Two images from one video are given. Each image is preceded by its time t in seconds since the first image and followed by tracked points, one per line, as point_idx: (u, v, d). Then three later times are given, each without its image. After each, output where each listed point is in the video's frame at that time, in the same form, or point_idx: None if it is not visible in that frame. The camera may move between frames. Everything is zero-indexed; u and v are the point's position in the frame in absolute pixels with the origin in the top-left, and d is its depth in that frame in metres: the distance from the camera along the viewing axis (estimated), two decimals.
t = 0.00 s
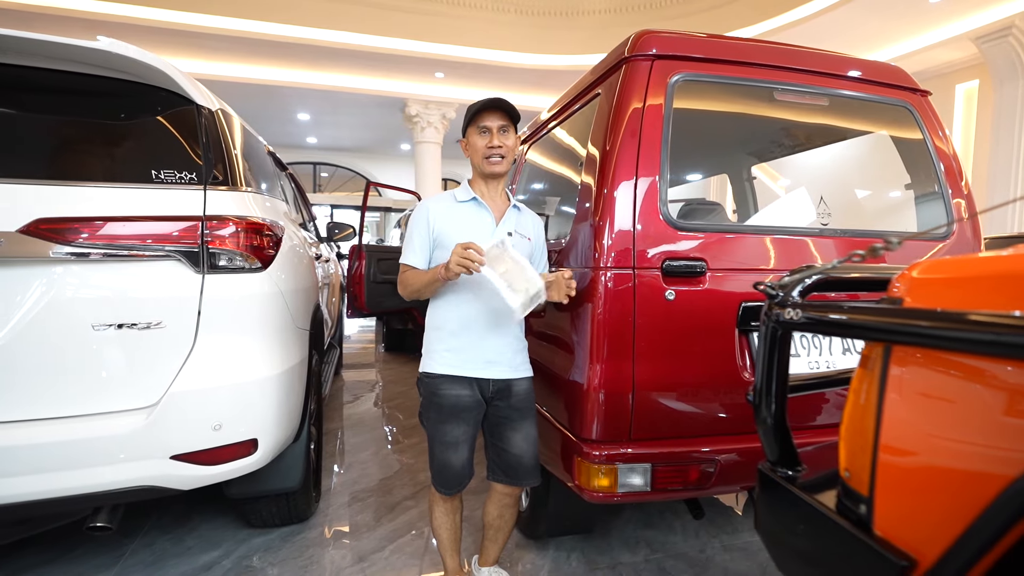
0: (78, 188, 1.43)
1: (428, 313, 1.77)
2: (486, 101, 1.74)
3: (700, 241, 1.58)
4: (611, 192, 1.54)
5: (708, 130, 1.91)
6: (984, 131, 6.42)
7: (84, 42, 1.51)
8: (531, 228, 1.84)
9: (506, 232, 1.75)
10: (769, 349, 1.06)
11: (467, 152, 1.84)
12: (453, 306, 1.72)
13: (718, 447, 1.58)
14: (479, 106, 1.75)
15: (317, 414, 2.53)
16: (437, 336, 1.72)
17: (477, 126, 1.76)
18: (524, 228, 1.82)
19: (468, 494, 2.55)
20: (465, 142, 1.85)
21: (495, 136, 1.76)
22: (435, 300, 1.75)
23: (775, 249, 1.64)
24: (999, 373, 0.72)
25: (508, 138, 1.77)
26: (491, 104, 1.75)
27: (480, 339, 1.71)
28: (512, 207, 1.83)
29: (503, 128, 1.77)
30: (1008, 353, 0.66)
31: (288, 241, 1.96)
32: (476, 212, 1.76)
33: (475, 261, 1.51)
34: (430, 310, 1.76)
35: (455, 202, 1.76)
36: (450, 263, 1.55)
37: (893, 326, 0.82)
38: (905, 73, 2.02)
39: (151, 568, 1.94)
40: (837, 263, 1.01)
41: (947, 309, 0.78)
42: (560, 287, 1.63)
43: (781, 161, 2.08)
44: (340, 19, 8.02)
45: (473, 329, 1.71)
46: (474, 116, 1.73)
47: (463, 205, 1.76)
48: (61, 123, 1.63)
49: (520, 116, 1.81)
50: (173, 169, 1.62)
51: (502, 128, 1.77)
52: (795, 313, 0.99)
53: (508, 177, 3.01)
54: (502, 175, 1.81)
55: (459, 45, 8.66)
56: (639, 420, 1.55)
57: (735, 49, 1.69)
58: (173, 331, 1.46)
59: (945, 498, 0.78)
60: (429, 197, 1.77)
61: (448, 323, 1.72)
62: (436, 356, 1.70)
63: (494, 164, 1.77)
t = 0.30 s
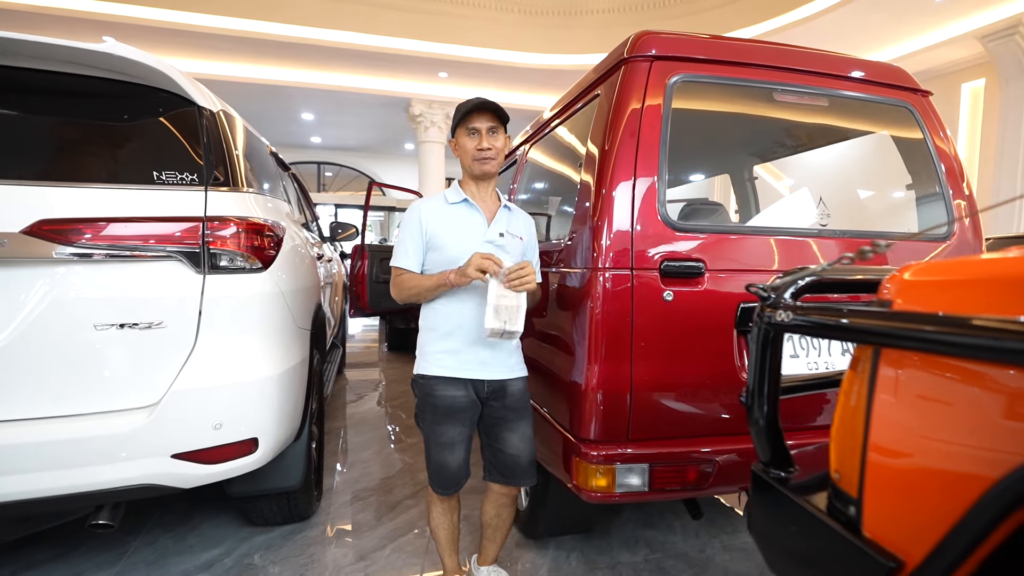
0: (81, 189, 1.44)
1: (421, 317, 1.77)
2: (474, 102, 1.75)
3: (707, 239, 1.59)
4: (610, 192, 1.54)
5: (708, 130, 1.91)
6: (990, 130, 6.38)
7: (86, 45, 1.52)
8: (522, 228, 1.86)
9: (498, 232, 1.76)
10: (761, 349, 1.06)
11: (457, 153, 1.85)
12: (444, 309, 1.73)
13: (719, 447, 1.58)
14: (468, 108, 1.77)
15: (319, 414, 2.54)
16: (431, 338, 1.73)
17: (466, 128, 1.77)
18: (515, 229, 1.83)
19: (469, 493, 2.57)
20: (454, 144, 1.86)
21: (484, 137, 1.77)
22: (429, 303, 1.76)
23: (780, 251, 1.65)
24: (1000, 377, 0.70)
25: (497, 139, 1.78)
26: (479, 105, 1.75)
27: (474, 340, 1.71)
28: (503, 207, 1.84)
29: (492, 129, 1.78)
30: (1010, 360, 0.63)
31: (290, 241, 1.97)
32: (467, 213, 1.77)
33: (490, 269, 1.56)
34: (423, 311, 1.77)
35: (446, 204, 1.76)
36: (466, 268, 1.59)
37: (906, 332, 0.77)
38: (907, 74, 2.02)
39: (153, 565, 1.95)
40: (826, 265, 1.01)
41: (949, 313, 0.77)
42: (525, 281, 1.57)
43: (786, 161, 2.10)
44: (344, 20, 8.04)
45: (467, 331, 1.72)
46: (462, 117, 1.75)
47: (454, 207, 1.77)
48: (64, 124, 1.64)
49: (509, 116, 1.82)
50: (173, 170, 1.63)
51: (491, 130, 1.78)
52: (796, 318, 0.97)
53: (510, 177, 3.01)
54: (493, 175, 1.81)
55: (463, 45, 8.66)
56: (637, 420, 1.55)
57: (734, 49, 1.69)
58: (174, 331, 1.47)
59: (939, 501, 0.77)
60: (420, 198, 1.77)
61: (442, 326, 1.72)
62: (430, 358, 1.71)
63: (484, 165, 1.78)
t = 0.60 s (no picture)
0: (86, 190, 1.46)
1: (415, 320, 1.79)
2: (488, 112, 1.71)
3: (710, 240, 1.59)
4: (610, 192, 1.54)
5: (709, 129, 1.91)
6: (1000, 128, 6.31)
7: (91, 47, 1.54)
8: (512, 225, 1.88)
9: (490, 232, 1.78)
10: (754, 351, 1.07)
11: (451, 152, 1.81)
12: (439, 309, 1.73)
13: (721, 448, 1.58)
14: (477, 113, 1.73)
15: (322, 412, 2.55)
16: (425, 338, 1.73)
17: (469, 134, 1.73)
18: (506, 227, 1.86)
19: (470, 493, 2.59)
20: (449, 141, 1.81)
21: (486, 147, 1.76)
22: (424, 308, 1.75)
23: (784, 250, 1.64)
24: (1002, 380, 0.68)
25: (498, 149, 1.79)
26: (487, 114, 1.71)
27: (468, 338, 1.71)
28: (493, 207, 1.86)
29: (494, 138, 1.77)
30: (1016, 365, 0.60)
31: (293, 241, 1.99)
32: (458, 215, 1.78)
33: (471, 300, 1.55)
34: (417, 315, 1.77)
35: (436, 207, 1.76)
36: (450, 291, 1.58)
37: (915, 335, 0.73)
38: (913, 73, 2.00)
39: (157, 562, 1.97)
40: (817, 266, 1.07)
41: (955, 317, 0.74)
42: (534, 274, 1.58)
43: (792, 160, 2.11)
44: (350, 20, 8.07)
45: (461, 329, 1.72)
46: (473, 126, 1.71)
47: (444, 209, 1.77)
48: (70, 125, 1.66)
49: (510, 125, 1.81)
50: (176, 170, 1.64)
51: (492, 139, 1.77)
52: (796, 321, 0.95)
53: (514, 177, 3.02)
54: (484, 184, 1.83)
55: (468, 45, 8.67)
56: (636, 419, 1.55)
57: (735, 49, 1.68)
58: (177, 330, 1.49)
59: (934, 504, 0.77)
60: (410, 202, 1.77)
61: (437, 325, 1.73)
62: (425, 358, 1.71)
63: (481, 173, 1.78)
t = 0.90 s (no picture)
0: (93, 190, 1.48)
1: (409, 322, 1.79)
2: (498, 124, 1.72)
3: (716, 239, 1.58)
4: (612, 191, 1.53)
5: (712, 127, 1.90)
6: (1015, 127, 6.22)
7: (99, 48, 1.56)
8: (504, 224, 1.93)
9: (488, 235, 1.81)
10: (752, 350, 1.07)
11: (452, 154, 1.80)
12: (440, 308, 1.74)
13: (725, 449, 1.57)
14: (485, 121, 1.72)
15: (328, 411, 2.57)
16: (425, 339, 1.73)
17: (476, 142, 1.73)
18: (499, 225, 1.90)
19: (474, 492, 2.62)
20: (449, 141, 1.79)
21: (491, 155, 1.78)
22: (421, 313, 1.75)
23: (794, 250, 1.63)
24: (1011, 382, 0.66)
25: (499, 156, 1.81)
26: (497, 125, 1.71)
27: (470, 334, 1.73)
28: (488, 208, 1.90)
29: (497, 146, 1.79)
30: None
31: (298, 241, 2.00)
32: (456, 219, 1.79)
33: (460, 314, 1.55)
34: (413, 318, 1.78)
35: (434, 211, 1.77)
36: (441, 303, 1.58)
37: (921, 336, 0.70)
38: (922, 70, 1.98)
39: (164, 558, 1.99)
40: (815, 265, 1.10)
41: (968, 317, 0.72)
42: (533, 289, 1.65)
43: (801, 158, 2.11)
44: (357, 21, 8.12)
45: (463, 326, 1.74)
46: (481, 136, 1.71)
47: (442, 214, 1.78)
48: (78, 126, 1.68)
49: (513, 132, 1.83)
50: (181, 171, 1.66)
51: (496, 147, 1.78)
52: (803, 320, 0.92)
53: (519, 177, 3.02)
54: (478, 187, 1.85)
55: (475, 45, 8.69)
56: (638, 419, 1.54)
57: (739, 47, 1.67)
58: (181, 328, 1.50)
59: (936, 507, 0.75)
60: (405, 206, 1.76)
61: (438, 323, 1.73)
62: (426, 357, 1.71)
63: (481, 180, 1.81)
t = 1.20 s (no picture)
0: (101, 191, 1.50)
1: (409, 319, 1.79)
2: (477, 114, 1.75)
3: (723, 239, 1.57)
4: (616, 190, 1.53)
5: (717, 126, 1.89)
6: None
7: (107, 50, 1.58)
8: (504, 225, 1.96)
9: (490, 233, 1.84)
10: (753, 352, 1.06)
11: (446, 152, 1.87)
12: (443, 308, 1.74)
13: (732, 451, 1.56)
14: (468, 113, 1.76)
15: (333, 410, 2.58)
16: (429, 336, 1.73)
17: (457, 134, 1.78)
18: (501, 225, 1.94)
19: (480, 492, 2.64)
20: (443, 138, 1.86)
21: (475, 147, 1.80)
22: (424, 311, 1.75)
23: (801, 250, 1.62)
24: (1021, 385, 0.64)
25: (487, 149, 1.82)
26: (474, 115, 1.75)
27: (473, 332, 1.74)
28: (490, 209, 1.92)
29: (483, 139, 1.80)
30: None
31: (304, 241, 2.01)
32: (461, 216, 1.81)
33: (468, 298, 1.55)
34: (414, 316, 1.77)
35: (439, 207, 1.78)
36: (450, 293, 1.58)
37: (931, 337, 0.69)
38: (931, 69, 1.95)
39: (170, 555, 2.01)
40: (815, 265, 1.08)
41: (979, 318, 0.70)
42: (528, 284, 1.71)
43: (809, 157, 2.08)
44: (365, 21, 8.16)
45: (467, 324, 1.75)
46: (461, 126, 1.76)
47: (447, 210, 1.79)
48: (87, 126, 1.69)
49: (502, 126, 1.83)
50: (187, 171, 1.67)
51: (482, 139, 1.80)
52: (806, 320, 0.91)
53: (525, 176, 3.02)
54: (476, 184, 1.86)
55: (482, 45, 8.70)
56: (642, 420, 1.54)
57: (744, 46, 1.66)
58: (187, 327, 1.51)
59: (941, 510, 0.73)
60: (411, 200, 1.76)
61: (444, 319, 1.73)
62: (429, 355, 1.71)
63: (470, 173, 1.82)
